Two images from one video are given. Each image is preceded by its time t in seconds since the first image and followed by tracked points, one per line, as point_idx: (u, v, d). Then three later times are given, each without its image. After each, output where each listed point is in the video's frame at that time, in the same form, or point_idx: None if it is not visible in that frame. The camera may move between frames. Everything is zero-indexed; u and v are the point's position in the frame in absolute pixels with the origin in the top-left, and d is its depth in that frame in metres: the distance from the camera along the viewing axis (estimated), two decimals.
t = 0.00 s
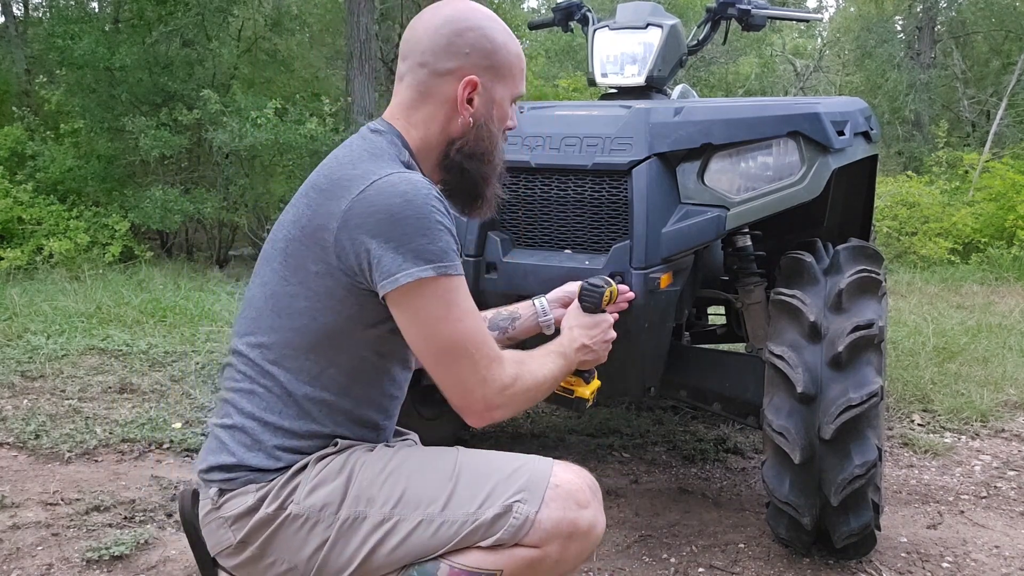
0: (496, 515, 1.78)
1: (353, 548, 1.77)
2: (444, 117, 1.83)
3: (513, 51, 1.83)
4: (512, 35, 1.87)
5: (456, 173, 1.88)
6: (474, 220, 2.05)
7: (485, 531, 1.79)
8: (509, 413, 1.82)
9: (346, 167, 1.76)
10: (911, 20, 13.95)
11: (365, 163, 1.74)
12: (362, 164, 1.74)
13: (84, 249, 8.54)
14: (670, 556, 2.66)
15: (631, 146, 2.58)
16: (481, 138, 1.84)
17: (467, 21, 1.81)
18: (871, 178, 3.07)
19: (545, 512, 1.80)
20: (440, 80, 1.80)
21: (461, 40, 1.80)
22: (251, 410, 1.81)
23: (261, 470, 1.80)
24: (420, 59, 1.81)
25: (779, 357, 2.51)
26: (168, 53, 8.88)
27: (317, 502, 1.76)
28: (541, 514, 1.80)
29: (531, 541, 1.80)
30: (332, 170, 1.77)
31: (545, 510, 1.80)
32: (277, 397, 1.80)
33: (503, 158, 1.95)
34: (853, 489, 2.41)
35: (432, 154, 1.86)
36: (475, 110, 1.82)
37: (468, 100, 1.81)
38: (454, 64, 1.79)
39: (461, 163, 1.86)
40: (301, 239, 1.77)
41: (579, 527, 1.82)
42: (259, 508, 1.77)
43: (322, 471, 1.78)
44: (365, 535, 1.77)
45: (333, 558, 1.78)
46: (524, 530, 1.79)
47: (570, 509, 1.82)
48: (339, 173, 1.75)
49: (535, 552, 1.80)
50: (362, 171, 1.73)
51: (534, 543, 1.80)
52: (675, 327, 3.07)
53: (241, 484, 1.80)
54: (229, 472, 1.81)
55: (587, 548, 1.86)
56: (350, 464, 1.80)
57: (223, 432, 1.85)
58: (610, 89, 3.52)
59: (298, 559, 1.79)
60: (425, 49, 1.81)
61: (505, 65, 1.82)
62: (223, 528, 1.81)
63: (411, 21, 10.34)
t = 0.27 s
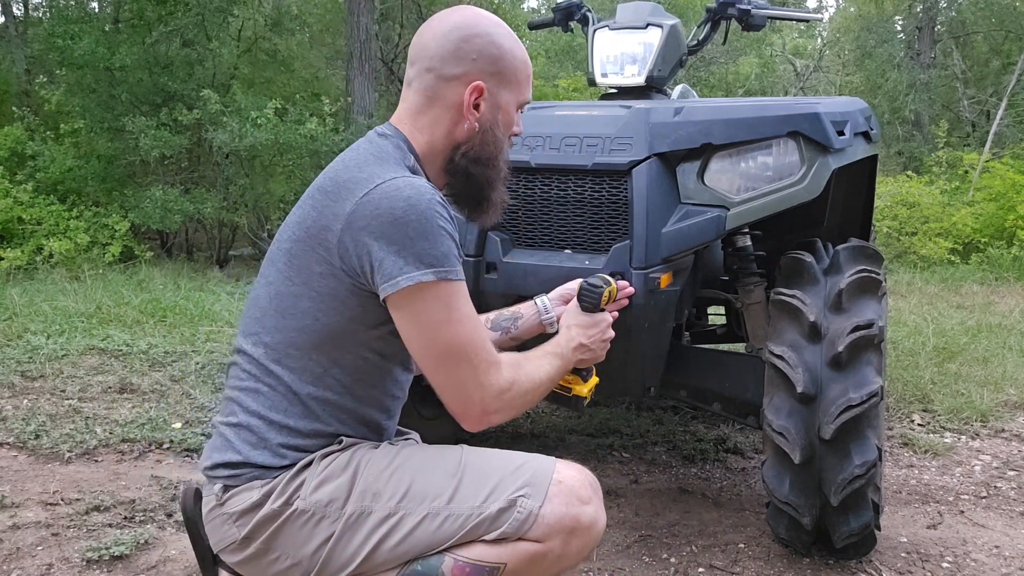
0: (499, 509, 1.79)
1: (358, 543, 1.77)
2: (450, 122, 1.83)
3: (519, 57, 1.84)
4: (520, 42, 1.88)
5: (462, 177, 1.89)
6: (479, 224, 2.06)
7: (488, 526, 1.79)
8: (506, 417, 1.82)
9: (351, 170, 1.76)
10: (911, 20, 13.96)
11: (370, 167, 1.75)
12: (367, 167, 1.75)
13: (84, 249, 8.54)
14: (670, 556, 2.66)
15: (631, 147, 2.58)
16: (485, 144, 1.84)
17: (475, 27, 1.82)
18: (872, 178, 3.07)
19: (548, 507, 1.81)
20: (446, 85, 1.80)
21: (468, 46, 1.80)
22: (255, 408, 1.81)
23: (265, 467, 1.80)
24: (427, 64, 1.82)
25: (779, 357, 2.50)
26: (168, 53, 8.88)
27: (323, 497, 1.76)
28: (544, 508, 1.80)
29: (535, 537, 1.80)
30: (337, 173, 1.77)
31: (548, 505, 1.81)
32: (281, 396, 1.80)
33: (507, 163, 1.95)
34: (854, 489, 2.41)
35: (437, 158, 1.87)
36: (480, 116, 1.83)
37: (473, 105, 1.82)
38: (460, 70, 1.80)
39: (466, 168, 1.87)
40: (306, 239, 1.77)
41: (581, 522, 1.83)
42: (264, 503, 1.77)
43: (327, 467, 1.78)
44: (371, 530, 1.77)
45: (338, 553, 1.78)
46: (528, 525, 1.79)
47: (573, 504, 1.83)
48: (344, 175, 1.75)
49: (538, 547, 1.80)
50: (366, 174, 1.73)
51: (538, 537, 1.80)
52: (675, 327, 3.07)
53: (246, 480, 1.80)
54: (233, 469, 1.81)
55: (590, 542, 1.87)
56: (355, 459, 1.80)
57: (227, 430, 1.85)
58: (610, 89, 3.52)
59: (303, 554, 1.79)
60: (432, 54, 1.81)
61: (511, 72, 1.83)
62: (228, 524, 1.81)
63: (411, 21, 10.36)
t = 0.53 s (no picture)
0: (501, 508, 1.79)
1: (361, 541, 1.77)
2: (454, 125, 1.83)
3: (524, 62, 1.83)
4: (526, 47, 1.87)
5: (465, 180, 1.89)
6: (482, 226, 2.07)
7: (490, 524, 1.79)
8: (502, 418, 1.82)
9: (356, 170, 1.76)
10: (911, 20, 13.96)
11: (374, 168, 1.75)
12: (372, 168, 1.75)
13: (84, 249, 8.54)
14: (670, 556, 2.66)
15: (631, 147, 2.58)
16: (489, 147, 1.84)
17: (482, 32, 1.82)
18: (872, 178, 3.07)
19: (550, 506, 1.81)
20: (451, 88, 1.81)
21: (474, 50, 1.80)
22: (259, 406, 1.81)
23: (268, 465, 1.80)
24: (433, 67, 1.82)
25: (779, 357, 2.51)
26: (168, 53, 8.89)
27: (327, 495, 1.76)
28: (546, 507, 1.81)
29: (537, 535, 1.80)
30: (343, 173, 1.78)
31: (550, 504, 1.81)
32: (285, 395, 1.80)
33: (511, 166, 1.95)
34: (854, 489, 2.41)
35: (440, 161, 1.87)
36: (484, 120, 1.83)
37: (478, 109, 1.81)
38: (466, 73, 1.80)
39: (469, 171, 1.87)
40: (311, 239, 1.78)
41: (583, 522, 1.83)
42: (268, 501, 1.77)
43: (331, 465, 1.78)
44: (374, 528, 1.77)
45: (341, 551, 1.78)
46: (530, 523, 1.79)
47: (575, 504, 1.83)
48: (349, 175, 1.76)
49: (540, 546, 1.81)
50: (371, 175, 1.73)
51: (540, 536, 1.80)
52: (675, 327, 3.08)
53: (249, 478, 1.80)
54: (237, 466, 1.81)
55: (591, 541, 1.87)
56: (359, 458, 1.80)
57: (230, 428, 1.85)
58: (610, 89, 3.52)
59: (306, 552, 1.79)
60: (438, 58, 1.81)
61: (515, 76, 1.82)
62: (230, 521, 1.80)
63: (411, 21, 10.39)
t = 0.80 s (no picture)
0: (500, 506, 1.79)
1: (360, 539, 1.78)
2: (459, 132, 1.83)
3: (530, 72, 1.84)
4: (531, 58, 1.88)
5: (469, 186, 1.89)
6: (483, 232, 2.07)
7: (489, 522, 1.79)
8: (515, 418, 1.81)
9: (360, 172, 1.77)
10: (911, 20, 13.97)
11: (378, 169, 1.76)
12: (376, 170, 1.76)
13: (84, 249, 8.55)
14: (670, 556, 2.66)
15: (631, 147, 2.58)
16: (493, 154, 1.85)
17: (488, 42, 1.82)
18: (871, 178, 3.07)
19: (548, 504, 1.81)
20: (457, 96, 1.81)
21: (480, 60, 1.80)
22: (260, 404, 1.81)
23: (268, 463, 1.80)
24: (439, 75, 1.82)
25: (779, 357, 2.51)
26: (168, 53, 8.89)
27: (326, 493, 1.77)
28: (545, 505, 1.81)
29: (535, 533, 1.80)
30: (347, 176, 1.78)
31: (548, 502, 1.81)
32: (287, 392, 1.80)
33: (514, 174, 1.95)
34: (853, 489, 2.41)
35: (444, 168, 1.87)
36: (489, 128, 1.83)
37: (483, 117, 1.82)
38: (472, 82, 1.80)
39: (473, 178, 1.87)
40: (315, 238, 1.78)
41: (581, 520, 1.84)
42: (267, 499, 1.77)
43: (330, 463, 1.78)
44: (373, 525, 1.78)
45: (340, 549, 1.78)
46: (528, 521, 1.80)
47: (573, 502, 1.83)
48: (354, 177, 1.76)
49: (538, 544, 1.81)
50: (375, 177, 1.74)
51: (537, 534, 1.80)
52: (675, 327, 3.08)
53: (249, 476, 1.80)
54: (237, 464, 1.81)
55: (589, 540, 1.87)
56: (358, 456, 1.81)
57: (232, 426, 1.84)
58: (611, 89, 3.52)
59: (304, 549, 1.79)
60: (444, 66, 1.82)
61: (521, 85, 1.83)
62: (230, 519, 1.81)
63: (411, 22, 10.42)
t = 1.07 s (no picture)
0: (500, 504, 1.79)
1: (361, 537, 1.77)
2: (465, 134, 1.84)
3: (538, 75, 1.83)
4: (540, 61, 1.88)
5: (475, 188, 1.89)
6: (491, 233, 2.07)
7: (489, 520, 1.79)
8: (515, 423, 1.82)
9: (366, 173, 1.77)
10: (911, 20, 13.97)
11: (383, 171, 1.76)
12: (381, 171, 1.76)
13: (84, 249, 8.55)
14: (670, 556, 2.66)
15: (631, 147, 2.58)
16: (499, 157, 1.84)
17: (496, 44, 1.82)
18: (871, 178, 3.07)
19: (548, 503, 1.81)
20: (464, 99, 1.81)
21: (487, 62, 1.80)
22: (264, 402, 1.81)
23: (270, 460, 1.80)
24: (448, 77, 1.82)
25: (779, 357, 2.51)
26: (168, 53, 8.89)
27: (328, 490, 1.77)
28: (545, 504, 1.81)
29: (535, 532, 1.80)
30: (352, 176, 1.79)
31: (548, 500, 1.81)
32: (290, 390, 1.80)
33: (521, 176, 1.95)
34: (853, 489, 2.41)
35: (451, 170, 1.88)
36: (496, 131, 1.83)
37: (490, 120, 1.82)
38: (479, 85, 1.80)
39: (478, 180, 1.87)
40: (320, 237, 1.78)
41: (582, 518, 1.83)
42: (269, 495, 1.76)
43: (332, 461, 1.78)
44: (374, 523, 1.78)
45: (341, 547, 1.78)
46: (528, 519, 1.80)
47: (573, 501, 1.83)
48: (359, 177, 1.77)
49: (538, 542, 1.81)
50: (380, 178, 1.74)
51: (537, 533, 1.80)
52: (675, 327, 3.08)
53: (251, 472, 1.80)
54: (239, 460, 1.81)
55: (589, 538, 1.87)
56: (360, 455, 1.81)
57: (235, 424, 1.84)
58: (610, 89, 3.52)
59: (305, 547, 1.79)
60: (452, 68, 1.82)
61: (527, 88, 1.83)
62: (231, 516, 1.80)
63: (411, 22, 10.42)
